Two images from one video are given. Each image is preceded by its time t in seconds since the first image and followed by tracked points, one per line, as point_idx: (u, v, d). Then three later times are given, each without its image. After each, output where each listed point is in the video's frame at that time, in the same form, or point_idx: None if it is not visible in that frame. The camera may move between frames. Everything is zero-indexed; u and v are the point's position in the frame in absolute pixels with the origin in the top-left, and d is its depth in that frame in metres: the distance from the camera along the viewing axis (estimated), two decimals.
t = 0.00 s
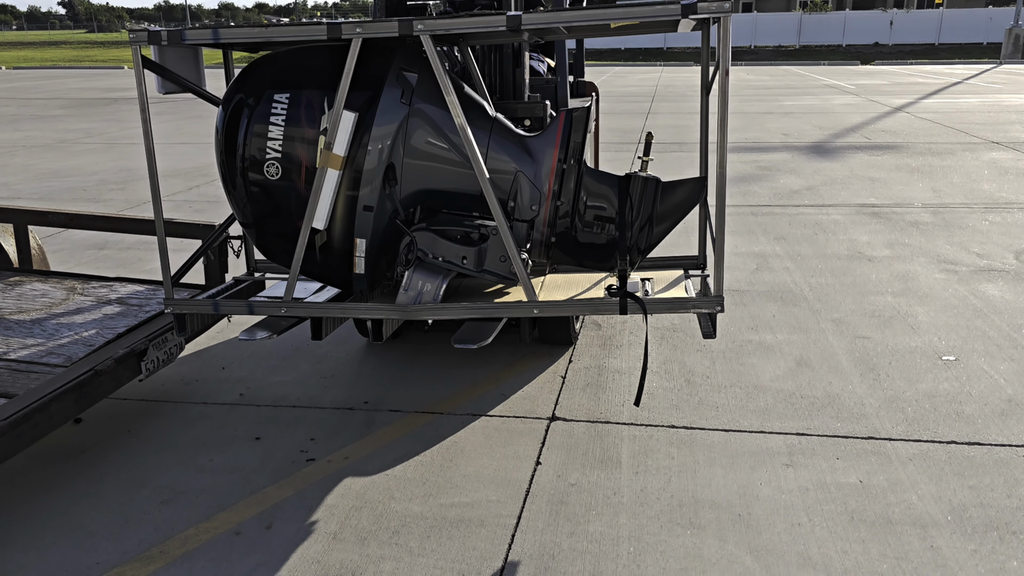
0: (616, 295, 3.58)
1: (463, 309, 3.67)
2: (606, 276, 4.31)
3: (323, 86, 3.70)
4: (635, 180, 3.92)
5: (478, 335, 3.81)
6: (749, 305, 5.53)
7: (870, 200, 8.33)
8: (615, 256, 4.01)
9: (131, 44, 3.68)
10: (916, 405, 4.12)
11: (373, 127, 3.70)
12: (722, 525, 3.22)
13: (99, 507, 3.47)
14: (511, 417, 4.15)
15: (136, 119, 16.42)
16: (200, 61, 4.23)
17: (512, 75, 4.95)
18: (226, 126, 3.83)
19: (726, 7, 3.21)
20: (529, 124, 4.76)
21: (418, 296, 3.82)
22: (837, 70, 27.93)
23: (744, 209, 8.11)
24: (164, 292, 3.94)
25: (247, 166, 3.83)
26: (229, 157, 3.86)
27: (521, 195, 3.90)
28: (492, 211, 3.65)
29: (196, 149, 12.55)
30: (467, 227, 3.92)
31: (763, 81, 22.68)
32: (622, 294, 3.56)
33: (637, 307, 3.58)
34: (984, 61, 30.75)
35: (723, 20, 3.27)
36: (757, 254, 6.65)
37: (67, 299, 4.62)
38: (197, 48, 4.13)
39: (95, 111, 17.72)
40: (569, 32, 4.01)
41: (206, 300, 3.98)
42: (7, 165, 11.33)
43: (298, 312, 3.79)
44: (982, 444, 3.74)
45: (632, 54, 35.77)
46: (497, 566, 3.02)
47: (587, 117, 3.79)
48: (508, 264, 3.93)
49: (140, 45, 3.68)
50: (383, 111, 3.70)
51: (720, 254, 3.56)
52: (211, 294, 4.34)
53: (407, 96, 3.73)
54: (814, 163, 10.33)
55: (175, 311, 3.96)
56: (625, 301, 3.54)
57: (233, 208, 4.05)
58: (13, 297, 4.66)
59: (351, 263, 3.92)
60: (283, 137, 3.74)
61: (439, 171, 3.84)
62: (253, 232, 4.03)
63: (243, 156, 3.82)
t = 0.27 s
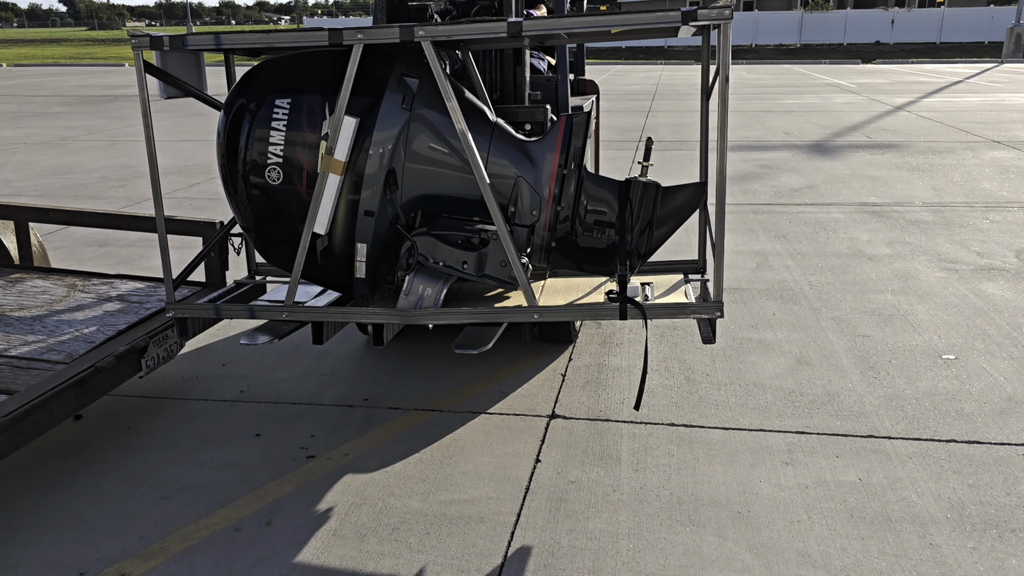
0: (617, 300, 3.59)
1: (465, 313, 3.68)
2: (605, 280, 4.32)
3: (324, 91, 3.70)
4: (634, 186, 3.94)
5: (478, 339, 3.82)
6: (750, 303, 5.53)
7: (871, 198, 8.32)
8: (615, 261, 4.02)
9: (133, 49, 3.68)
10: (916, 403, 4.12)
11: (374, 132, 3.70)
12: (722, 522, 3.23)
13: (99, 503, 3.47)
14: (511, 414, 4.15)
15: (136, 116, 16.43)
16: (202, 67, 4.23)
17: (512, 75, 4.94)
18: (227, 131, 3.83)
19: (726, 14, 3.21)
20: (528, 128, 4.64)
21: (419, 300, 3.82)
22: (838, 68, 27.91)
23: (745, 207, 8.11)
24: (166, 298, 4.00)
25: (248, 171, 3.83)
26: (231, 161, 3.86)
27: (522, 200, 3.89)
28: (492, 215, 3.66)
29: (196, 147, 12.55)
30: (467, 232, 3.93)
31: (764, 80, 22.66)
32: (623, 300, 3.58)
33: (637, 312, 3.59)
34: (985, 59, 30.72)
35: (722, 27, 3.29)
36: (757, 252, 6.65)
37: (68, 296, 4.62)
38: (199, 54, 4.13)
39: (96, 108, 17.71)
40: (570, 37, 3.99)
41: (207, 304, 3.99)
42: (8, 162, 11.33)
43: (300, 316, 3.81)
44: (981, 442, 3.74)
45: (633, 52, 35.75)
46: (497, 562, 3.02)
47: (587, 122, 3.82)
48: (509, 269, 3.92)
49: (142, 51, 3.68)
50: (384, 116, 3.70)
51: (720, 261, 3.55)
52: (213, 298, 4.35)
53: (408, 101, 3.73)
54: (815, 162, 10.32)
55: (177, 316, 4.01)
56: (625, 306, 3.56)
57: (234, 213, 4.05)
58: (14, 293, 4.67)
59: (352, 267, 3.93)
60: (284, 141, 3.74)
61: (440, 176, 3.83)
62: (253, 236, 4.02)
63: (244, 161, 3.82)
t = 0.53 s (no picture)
0: (620, 305, 3.58)
1: (469, 317, 3.67)
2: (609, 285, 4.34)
3: (329, 96, 3.71)
4: (638, 190, 3.94)
5: (482, 343, 3.82)
6: (751, 302, 5.53)
7: (873, 197, 8.32)
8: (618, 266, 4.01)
9: (138, 52, 3.69)
10: (918, 402, 4.12)
11: (379, 136, 3.71)
12: (723, 519, 3.24)
13: (102, 499, 3.48)
14: (513, 411, 4.16)
15: (138, 113, 16.43)
16: (207, 72, 4.23)
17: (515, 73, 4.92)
18: (232, 134, 3.84)
19: (730, 21, 3.21)
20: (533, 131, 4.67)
21: (423, 304, 3.83)
22: (840, 67, 27.89)
23: (747, 206, 8.11)
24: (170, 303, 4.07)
25: (253, 174, 3.84)
26: (236, 165, 3.86)
27: (526, 204, 3.90)
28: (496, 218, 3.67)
29: (198, 144, 12.55)
30: (471, 235, 3.91)
31: (767, 78, 22.64)
32: (626, 304, 3.57)
33: (639, 317, 3.59)
34: (988, 58, 30.66)
35: (725, 36, 3.32)
36: (759, 251, 6.65)
37: (71, 293, 4.63)
38: (204, 58, 4.14)
39: (99, 106, 17.72)
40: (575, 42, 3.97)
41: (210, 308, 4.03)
42: (10, 159, 11.34)
43: (304, 320, 3.81)
44: (983, 440, 3.74)
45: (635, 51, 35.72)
46: (498, 560, 3.03)
47: (591, 127, 3.82)
48: (512, 273, 3.92)
49: (147, 54, 3.70)
50: (388, 121, 3.71)
51: (723, 266, 3.54)
52: (217, 300, 4.36)
53: (412, 106, 3.73)
54: (817, 161, 10.32)
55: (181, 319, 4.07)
56: (628, 310, 3.56)
57: (239, 216, 4.05)
58: (17, 290, 4.68)
59: (356, 270, 3.93)
60: (289, 145, 3.75)
61: (444, 179, 3.85)
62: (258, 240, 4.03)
63: (249, 163, 3.83)
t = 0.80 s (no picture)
0: (621, 308, 3.55)
1: (471, 320, 3.67)
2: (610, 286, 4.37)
3: (332, 99, 3.72)
4: (639, 195, 3.97)
5: (484, 343, 3.79)
6: (752, 299, 5.54)
7: (874, 195, 8.32)
8: (620, 268, 4.05)
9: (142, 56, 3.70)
10: (918, 399, 4.13)
11: (382, 138, 3.70)
12: (724, 515, 3.24)
13: (104, 494, 3.49)
14: (515, 408, 4.17)
15: (140, 110, 16.44)
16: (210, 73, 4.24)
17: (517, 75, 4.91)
18: (236, 136, 3.86)
19: (731, 25, 3.23)
20: (533, 135, 4.69)
21: (426, 307, 3.82)
22: (842, 65, 27.84)
23: (748, 203, 8.11)
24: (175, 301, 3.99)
25: (257, 176, 3.85)
26: (240, 167, 3.88)
27: (528, 207, 3.89)
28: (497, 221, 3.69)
29: (200, 141, 12.56)
30: (473, 237, 3.89)
31: (769, 76, 22.63)
32: (627, 307, 3.54)
33: (640, 319, 3.58)
34: (991, 56, 30.61)
35: (727, 41, 3.34)
36: (760, 248, 6.65)
37: (73, 289, 4.64)
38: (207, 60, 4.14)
39: (101, 103, 17.74)
40: (576, 46, 4.00)
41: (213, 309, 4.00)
42: (12, 156, 11.36)
43: (307, 321, 3.83)
44: (984, 437, 3.75)
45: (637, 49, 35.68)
46: (499, 556, 3.04)
47: (593, 131, 3.79)
48: (514, 275, 3.88)
49: (151, 58, 3.70)
50: (391, 123, 3.70)
51: (724, 270, 3.55)
52: (220, 301, 4.37)
53: (415, 109, 3.73)
54: (819, 158, 10.32)
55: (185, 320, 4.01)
56: (629, 313, 3.54)
57: (242, 218, 4.06)
58: (20, 286, 4.68)
59: (358, 272, 3.91)
60: (292, 147, 3.75)
61: (446, 182, 3.85)
62: (261, 241, 4.04)
63: (252, 166, 3.84)
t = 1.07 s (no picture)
0: (621, 308, 3.55)
1: (472, 320, 3.67)
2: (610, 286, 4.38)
3: (333, 99, 3.71)
4: (639, 195, 3.97)
5: (485, 343, 3.76)
6: (753, 296, 5.54)
7: (875, 192, 8.32)
8: (620, 268, 4.04)
9: (144, 56, 3.70)
10: (919, 395, 4.13)
11: (383, 139, 3.71)
12: (723, 511, 3.25)
13: (106, 488, 3.50)
14: (515, 404, 4.17)
15: (141, 105, 16.44)
16: (211, 73, 4.25)
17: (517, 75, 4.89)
18: (236, 136, 3.86)
19: (732, 27, 3.23)
20: (535, 136, 4.69)
21: (426, 307, 3.81)
22: (843, 62, 27.82)
23: (749, 200, 8.10)
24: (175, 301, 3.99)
25: (257, 177, 3.84)
26: (240, 167, 3.87)
27: (528, 207, 3.89)
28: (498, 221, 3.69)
29: (201, 137, 12.56)
30: (474, 237, 3.87)
31: (770, 73, 22.59)
32: (627, 307, 3.55)
33: (640, 320, 3.58)
34: (992, 53, 30.57)
35: (727, 41, 3.32)
36: (761, 245, 6.65)
37: (74, 284, 4.64)
38: (208, 60, 4.15)
39: (101, 99, 17.73)
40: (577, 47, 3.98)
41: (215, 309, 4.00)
42: (13, 151, 11.36)
43: (308, 321, 3.82)
44: (983, 434, 3.75)
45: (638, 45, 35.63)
46: (499, 550, 3.04)
47: (593, 132, 3.79)
48: (514, 275, 3.86)
49: (152, 58, 3.70)
50: (392, 123, 3.71)
51: (724, 270, 3.54)
52: (221, 300, 4.36)
53: (416, 109, 3.74)
54: (820, 155, 10.31)
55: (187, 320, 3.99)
56: (629, 313, 3.54)
57: (243, 218, 4.06)
58: (20, 281, 4.69)
59: (359, 272, 3.92)
60: (293, 147, 3.75)
61: (447, 182, 3.86)
62: (261, 241, 4.03)
63: (253, 165, 3.84)
